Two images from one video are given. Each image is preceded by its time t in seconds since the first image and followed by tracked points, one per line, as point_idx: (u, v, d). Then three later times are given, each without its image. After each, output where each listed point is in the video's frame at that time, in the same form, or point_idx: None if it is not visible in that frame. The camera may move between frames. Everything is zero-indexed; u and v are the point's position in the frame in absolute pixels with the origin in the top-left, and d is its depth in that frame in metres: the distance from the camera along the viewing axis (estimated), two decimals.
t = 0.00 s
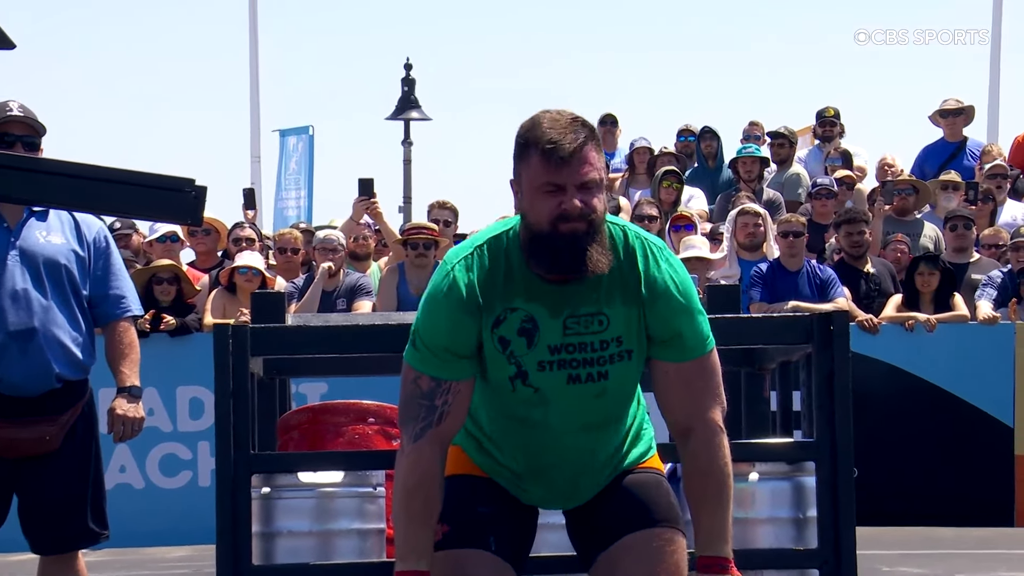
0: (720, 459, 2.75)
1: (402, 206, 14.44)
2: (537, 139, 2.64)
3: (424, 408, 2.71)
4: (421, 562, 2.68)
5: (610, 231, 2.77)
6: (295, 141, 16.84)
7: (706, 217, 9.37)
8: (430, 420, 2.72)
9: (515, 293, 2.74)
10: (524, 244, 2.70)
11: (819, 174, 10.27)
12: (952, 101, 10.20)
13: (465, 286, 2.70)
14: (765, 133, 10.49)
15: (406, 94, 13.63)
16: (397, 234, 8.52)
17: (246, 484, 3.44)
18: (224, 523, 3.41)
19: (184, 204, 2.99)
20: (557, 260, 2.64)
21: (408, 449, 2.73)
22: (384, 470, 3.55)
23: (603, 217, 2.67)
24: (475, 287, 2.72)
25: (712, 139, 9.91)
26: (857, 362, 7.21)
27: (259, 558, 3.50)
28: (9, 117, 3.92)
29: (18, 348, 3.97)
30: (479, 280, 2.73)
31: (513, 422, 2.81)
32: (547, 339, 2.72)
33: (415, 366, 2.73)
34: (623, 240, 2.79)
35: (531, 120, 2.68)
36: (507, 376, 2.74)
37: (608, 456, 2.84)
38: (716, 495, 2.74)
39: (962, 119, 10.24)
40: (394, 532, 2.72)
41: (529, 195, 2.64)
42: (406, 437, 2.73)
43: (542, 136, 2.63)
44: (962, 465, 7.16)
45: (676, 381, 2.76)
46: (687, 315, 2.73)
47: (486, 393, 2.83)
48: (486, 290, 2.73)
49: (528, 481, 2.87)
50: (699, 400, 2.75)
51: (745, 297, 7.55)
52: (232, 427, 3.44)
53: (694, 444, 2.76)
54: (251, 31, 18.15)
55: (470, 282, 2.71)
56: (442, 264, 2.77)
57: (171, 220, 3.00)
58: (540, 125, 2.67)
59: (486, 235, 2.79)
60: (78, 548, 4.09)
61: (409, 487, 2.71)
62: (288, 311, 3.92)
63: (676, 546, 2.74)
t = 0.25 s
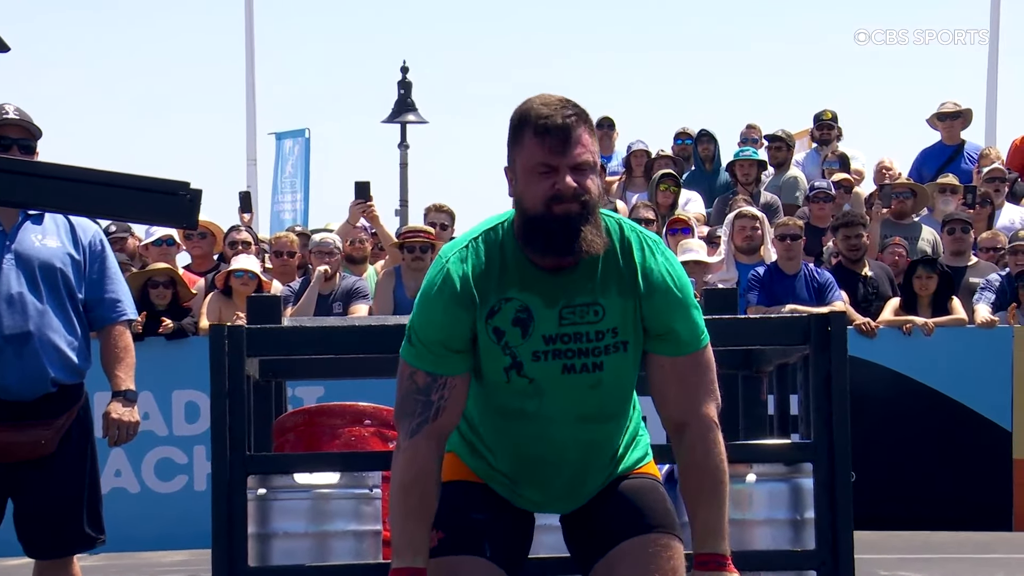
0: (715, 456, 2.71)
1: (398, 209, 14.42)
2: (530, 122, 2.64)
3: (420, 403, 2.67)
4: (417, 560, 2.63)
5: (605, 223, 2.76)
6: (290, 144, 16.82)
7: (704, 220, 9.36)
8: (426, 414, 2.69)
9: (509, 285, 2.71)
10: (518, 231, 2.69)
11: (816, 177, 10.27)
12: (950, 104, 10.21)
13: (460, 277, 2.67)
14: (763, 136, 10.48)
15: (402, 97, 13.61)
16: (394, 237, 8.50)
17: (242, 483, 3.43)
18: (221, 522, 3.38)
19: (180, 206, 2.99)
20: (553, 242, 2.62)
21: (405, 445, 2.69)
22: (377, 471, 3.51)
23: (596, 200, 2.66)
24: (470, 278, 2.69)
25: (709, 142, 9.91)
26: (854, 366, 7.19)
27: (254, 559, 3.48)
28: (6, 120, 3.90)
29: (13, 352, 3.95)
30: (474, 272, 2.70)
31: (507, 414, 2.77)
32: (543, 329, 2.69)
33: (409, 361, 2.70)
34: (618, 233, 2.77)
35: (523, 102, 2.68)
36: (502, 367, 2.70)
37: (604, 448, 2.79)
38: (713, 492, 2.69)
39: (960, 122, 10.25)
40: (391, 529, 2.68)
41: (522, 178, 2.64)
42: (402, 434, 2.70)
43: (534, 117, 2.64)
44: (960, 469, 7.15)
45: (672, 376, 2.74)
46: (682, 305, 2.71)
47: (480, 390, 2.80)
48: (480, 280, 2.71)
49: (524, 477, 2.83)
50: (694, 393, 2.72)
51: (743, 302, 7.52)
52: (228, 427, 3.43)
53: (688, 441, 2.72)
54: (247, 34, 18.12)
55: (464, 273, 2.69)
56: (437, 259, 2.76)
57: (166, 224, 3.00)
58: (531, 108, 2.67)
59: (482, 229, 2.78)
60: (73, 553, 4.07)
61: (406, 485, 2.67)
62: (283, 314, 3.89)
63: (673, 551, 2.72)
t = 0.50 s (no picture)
0: (712, 455, 2.68)
1: (394, 213, 14.40)
2: (522, 116, 2.64)
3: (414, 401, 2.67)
4: (413, 559, 2.63)
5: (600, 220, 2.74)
6: (286, 148, 16.81)
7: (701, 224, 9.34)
8: (421, 412, 2.68)
9: (504, 282, 2.70)
10: (512, 225, 2.68)
11: (813, 181, 10.26)
12: (947, 108, 10.20)
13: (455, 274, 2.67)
14: (760, 139, 10.47)
15: (399, 101, 13.59)
16: (390, 241, 8.48)
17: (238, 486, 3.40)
18: (216, 524, 3.36)
19: (174, 210, 3.10)
20: (546, 234, 2.60)
21: (400, 443, 2.68)
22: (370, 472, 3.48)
23: (590, 192, 2.66)
24: (465, 274, 2.68)
25: (706, 146, 9.90)
26: (851, 369, 7.18)
27: (249, 559, 3.46)
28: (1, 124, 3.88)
29: (7, 357, 3.93)
30: (468, 269, 2.69)
31: (502, 412, 2.73)
32: (537, 325, 2.67)
33: (405, 359, 2.70)
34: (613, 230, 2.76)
35: (514, 92, 2.68)
36: (496, 363, 2.68)
37: (600, 445, 2.75)
38: (709, 489, 2.68)
39: (958, 126, 10.24)
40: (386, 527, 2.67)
41: (516, 171, 2.64)
42: (398, 432, 2.69)
43: (527, 110, 2.64)
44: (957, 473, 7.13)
45: (667, 375, 2.71)
46: (677, 301, 2.70)
47: (473, 389, 2.77)
48: (475, 278, 2.69)
49: (518, 479, 2.79)
50: (691, 390, 2.69)
51: (740, 306, 7.54)
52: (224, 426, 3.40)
53: (684, 439, 2.70)
54: (243, 38, 18.09)
55: (459, 269, 2.68)
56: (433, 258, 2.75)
57: (160, 227, 3.10)
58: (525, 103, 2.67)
59: (476, 227, 2.76)
60: (67, 558, 4.04)
61: (402, 483, 2.66)
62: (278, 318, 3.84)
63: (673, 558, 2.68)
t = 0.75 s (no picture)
0: (709, 452, 2.68)
1: (391, 216, 14.38)
2: (521, 115, 2.63)
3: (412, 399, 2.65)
4: (409, 557, 2.60)
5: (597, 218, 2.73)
6: (283, 150, 16.79)
7: (698, 227, 9.34)
8: (418, 410, 2.66)
9: (500, 280, 2.68)
10: (509, 225, 2.67)
11: (811, 185, 10.25)
12: (945, 111, 10.19)
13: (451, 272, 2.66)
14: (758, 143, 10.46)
15: (396, 103, 13.58)
16: (386, 245, 8.46)
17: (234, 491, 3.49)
18: (212, 523, 3.46)
19: (171, 214, 3.11)
20: (544, 234, 2.59)
21: (396, 441, 2.66)
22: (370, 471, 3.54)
23: (587, 193, 2.65)
24: (461, 272, 2.67)
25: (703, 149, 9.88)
26: (849, 373, 7.16)
27: (246, 560, 3.52)
28: None
29: (3, 361, 3.91)
30: (464, 267, 2.68)
31: (498, 411, 2.71)
32: (534, 323, 2.65)
33: (401, 358, 2.68)
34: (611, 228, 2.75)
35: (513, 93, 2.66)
36: (493, 362, 2.66)
37: (597, 446, 2.73)
38: (706, 489, 2.66)
39: (955, 129, 10.23)
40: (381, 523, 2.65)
41: (514, 170, 2.63)
42: (395, 429, 2.67)
43: (525, 109, 2.63)
44: (955, 478, 7.12)
45: (666, 373, 2.70)
46: (674, 300, 2.69)
47: (470, 389, 2.75)
48: (471, 276, 2.68)
49: (515, 480, 2.77)
50: (688, 388, 2.68)
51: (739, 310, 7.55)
52: (220, 426, 3.50)
53: (682, 438, 2.68)
54: (239, 41, 18.07)
55: (455, 268, 2.67)
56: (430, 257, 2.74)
57: (157, 229, 3.12)
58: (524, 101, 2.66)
59: (473, 225, 2.75)
60: (63, 563, 4.02)
61: (399, 481, 2.64)
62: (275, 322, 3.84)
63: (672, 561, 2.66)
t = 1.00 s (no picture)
0: (707, 451, 2.66)
1: (388, 220, 14.36)
2: (516, 105, 2.63)
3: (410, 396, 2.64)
4: (406, 555, 2.60)
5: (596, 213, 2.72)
6: (279, 155, 16.77)
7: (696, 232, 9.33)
8: (417, 407, 2.64)
9: (498, 274, 2.66)
10: (507, 216, 2.66)
11: (809, 189, 10.25)
12: (943, 116, 10.20)
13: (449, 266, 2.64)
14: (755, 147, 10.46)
15: (392, 108, 13.57)
16: (383, 250, 8.45)
17: (230, 493, 3.52)
18: (207, 521, 3.47)
19: (166, 217, 3.28)
20: (541, 223, 2.57)
21: (394, 438, 2.65)
22: (366, 471, 3.58)
23: (585, 182, 2.64)
24: (459, 268, 2.65)
25: (700, 153, 9.88)
26: (847, 377, 7.15)
27: (243, 561, 3.54)
28: None
29: None
30: (462, 262, 2.66)
31: (496, 407, 2.68)
32: (532, 318, 2.63)
33: (398, 354, 2.67)
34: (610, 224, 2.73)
35: (511, 84, 2.66)
36: (491, 358, 2.64)
37: (596, 441, 2.70)
38: (703, 487, 2.65)
39: (953, 134, 10.24)
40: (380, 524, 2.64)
41: (510, 159, 2.62)
42: (393, 427, 2.66)
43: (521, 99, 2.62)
44: (953, 483, 7.12)
45: (664, 370, 2.68)
46: (673, 294, 2.67)
47: (468, 387, 2.73)
48: (469, 270, 2.66)
49: (515, 478, 2.74)
50: (686, 387, 2.67)
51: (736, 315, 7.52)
52: (217, 428, 3.54)
53: (680, 436, 2.67)
54: (235, 46, 18.06)
55: (453, 263, 2.65)
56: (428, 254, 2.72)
57: (153, 233, 3.28)
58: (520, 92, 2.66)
59: (472, 221, 2.74)
60: (59, 569, 4.00)
61: (396, 479, 2.62)
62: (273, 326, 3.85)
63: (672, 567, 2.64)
